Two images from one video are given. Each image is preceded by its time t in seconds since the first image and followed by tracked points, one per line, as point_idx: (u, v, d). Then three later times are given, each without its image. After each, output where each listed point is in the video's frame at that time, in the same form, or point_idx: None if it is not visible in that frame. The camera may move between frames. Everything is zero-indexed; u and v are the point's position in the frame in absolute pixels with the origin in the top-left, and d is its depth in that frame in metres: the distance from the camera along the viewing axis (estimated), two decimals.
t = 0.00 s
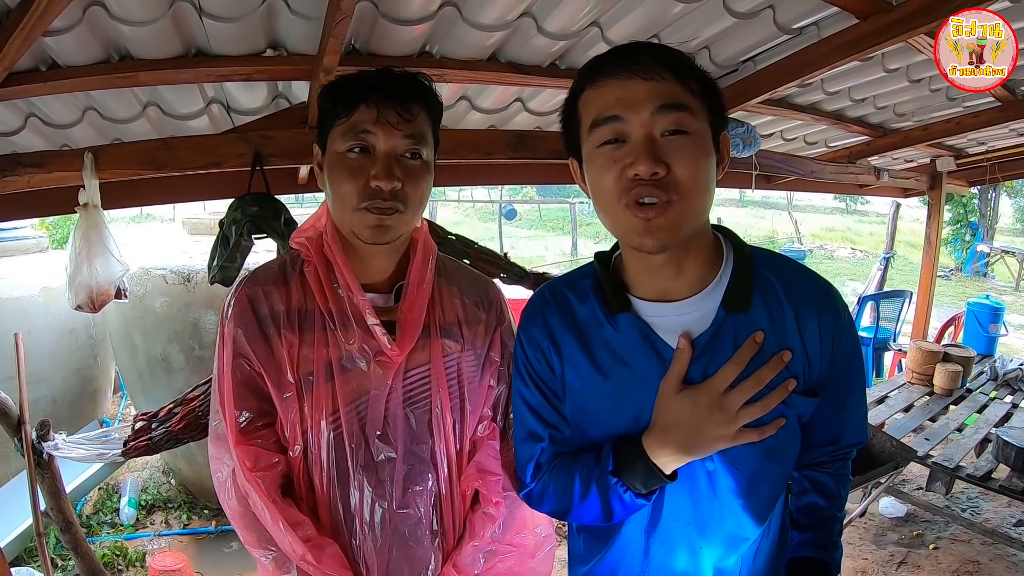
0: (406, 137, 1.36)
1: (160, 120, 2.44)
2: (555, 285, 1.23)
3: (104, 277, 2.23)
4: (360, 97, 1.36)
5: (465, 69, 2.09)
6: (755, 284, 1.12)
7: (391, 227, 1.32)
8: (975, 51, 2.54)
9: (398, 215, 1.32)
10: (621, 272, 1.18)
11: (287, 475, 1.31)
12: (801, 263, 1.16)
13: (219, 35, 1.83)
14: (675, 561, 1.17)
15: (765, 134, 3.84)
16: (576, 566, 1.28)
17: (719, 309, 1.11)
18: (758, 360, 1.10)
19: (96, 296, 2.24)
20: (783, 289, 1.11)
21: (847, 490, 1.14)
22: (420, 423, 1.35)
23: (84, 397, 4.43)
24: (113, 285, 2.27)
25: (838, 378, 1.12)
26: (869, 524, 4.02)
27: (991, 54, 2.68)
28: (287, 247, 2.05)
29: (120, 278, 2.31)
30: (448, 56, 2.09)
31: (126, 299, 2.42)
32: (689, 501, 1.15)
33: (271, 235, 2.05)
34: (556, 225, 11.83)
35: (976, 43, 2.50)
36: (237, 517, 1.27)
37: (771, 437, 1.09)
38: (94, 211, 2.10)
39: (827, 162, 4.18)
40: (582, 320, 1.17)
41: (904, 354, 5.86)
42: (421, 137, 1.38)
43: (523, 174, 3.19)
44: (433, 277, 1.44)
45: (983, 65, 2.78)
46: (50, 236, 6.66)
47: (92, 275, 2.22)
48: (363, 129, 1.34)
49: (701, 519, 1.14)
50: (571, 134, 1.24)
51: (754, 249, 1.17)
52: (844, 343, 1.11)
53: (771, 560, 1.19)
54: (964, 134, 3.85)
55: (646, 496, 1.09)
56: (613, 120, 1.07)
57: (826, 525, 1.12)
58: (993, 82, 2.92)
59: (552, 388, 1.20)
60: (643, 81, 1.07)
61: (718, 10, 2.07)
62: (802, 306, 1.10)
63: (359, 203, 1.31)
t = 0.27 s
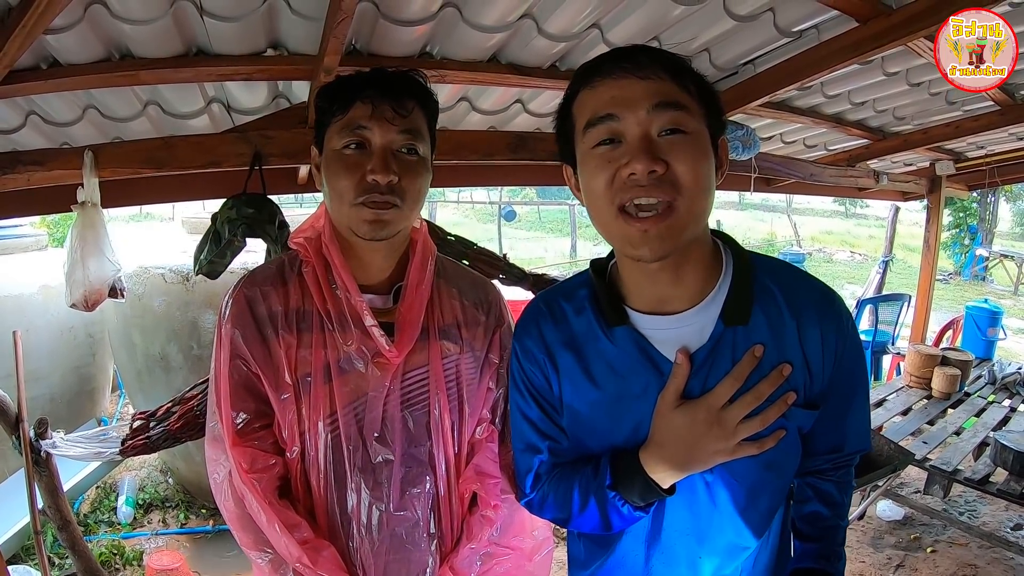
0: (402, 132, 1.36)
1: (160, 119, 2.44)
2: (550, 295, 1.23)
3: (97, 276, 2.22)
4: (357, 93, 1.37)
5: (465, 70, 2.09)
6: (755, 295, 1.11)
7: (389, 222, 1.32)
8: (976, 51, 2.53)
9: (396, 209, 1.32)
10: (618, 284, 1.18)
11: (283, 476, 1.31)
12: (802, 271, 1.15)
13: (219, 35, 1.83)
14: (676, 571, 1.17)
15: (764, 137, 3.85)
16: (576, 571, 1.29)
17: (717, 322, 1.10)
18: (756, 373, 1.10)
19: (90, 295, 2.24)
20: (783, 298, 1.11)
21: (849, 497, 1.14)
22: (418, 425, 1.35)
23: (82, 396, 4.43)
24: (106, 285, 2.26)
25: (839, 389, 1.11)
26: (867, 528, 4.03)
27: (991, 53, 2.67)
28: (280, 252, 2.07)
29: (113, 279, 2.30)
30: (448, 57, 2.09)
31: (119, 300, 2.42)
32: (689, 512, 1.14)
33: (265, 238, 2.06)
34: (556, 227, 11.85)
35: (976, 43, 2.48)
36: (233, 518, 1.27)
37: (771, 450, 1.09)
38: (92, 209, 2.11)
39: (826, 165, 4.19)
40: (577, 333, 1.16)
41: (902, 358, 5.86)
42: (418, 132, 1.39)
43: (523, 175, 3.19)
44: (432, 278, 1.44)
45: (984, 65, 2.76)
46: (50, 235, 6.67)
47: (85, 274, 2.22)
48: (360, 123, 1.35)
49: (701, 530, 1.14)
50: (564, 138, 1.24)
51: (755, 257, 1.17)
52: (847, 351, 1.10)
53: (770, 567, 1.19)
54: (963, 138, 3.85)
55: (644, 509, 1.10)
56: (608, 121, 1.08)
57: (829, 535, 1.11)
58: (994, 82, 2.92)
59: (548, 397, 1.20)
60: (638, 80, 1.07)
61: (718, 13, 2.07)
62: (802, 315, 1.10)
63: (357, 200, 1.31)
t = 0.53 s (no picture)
0: (400, 130, 1.36)
1: (160, 117, 2.44)
2: (548, 297, 1.23)
3: (93, 273, 2.22)
4: (353, 91, 1.37)
5: (465, 70, 2.09)
6: (755, 298, 1.11)
7: (387, 222, 1.33)
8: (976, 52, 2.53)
9: (394, 209, 1.33)
10: (616, 287, 1.17)
11: (281, 476, 1.31)
12: (801, 272, 1.15)
13: (220, 33, 1.83)
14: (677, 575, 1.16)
15: (764, 139, 3.85)
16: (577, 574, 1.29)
17: (716, 326, 1.10)
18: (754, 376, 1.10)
19: (87, 292, 2.24)
20: (782, 301, 1.11)
21: (851, 499, 1.14)
22: (416, 425, 1.35)
23: (80, 394, 4.43)
24: (102, 282, 2.26)
25: (839, 392, 1.11)
26: (866, 529, 4.03)
27: (991, 54, 2.67)
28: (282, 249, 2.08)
29: (110, 276, 2.29)
30: (449, 57, 2.09)
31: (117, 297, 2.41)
32: (689, 515, 1.14)
33: (268, 236, 2.07)
34: (555, 228, 11.86)
35: (976, 44, 2.49)
36: (230, 517, 1.27)
37: (770, 454, 1.09)
38: (90, 207, 2.10)
39: (826, 166, 4.19)
40: (575, 335, 1.16)
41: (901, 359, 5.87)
42: (415, 130, 1.39)
43: (522, 175, 3.19)
44: (431, 278, 1.44)
45: (983, 66, 2.77)
46: (49, 233, 6.66)
47: (82, 272, 2.21)
48: (357, 122, 1.35)
49: (701, 533, 1.14)
50: (559, 140, 1.24)
51: (755, 259, 1.17)
52: (847, 354, 1.10)
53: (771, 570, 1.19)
54: (962, 140, 3.86)
55: (642, 513, 1.10)
56: (603, 126, 1.07)
57: (832, 538, 1.11)
58: (994, 83, 2.92)
59: (546, 400, 1.20)
60: (633, 84, 1.06)
61: (719, 14, 2.07)
62: (802, 318, 1.10)
63: (355, 202, 1.31)
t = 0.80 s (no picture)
0: (399, 130, 1.36)
1: (159, 115, 2.43)
2: (546, 296, 1.23)
3: (94, 271, 2.22)
4: (353, 90, 1.37)
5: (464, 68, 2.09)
6: (754, 297, 1.11)
7: (386, 222, 1.33)
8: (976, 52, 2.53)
9: (393, 209, 1.33)
10: (614, 286, 1.17)
11: (279, 471, 1.31)
12: (801, 272, 1.15)
13: (219, 31, 1.83)
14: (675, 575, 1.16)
15: (763, 138, 3.86)
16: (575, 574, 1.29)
17: (714, 326, 1.10)
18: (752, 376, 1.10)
19: (87, 291, 2.23)
20: (781, 300, 1.11)
21: (849, 498, 1.14)
22: (414, 421, 1.35)
23: (79, 392, 4.42)
24: (103, 280, 2.26)
25: (837, 392, 1.11)
26: (864, 528, 4.03)
27: (991, 54, 2.67)
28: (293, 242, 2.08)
29: (110, 273, 2.29)
30: (448, 56, 2.09)
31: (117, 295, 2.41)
32: (687, 514, 1.14)
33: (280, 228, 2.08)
34: (554, 227, 11.85)
35: (976, 44, 2.49)
36: (229, 512, 1.27)
37: (768, 453, 1.09)
38: (89, 205, 2.10)
39: (825, 166, 4.19)
40: (573, 334, 1.16)
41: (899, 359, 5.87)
42: (415, 130, 1.38)
43: (521, 174, 3.19)
44: (429, 276, 1.44)
45: (983, 66, 2.77)
46: (48, 231, 6.65)
47: (82, 270, 2.21)
48: (357, 122, 1.34)
49: (699, 532, 1.14)
50: (557, 140, 1.24)
51: (753, 258, 1.17)
52: (845, 354, 1.10)
53: (769, 570, 1.19)
54: (961, 140, 3.86)
55: (640, 512, 1.10)
56: (601, 127, 1.07)
57: (830, 536, 1.11)
58: (993, 83, 2.92)
59: (544, 399, 1.20)
60: (631, 84, 1.06)
61: (719, 13, 2.07)
62: (800, 318, 1.10)
63: (354, 202, 1.31)
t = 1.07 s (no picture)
0: (398, 131, 1.36)
1: (159, 113, 2.43)
2: (546, 297, 1.23)
3: (95, 270, 2.22)
4: (351, 90, 1.36)
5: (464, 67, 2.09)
6: (753, 298, 1.11)
7: (385, 222, 1.33)
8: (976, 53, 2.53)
9: (391, 209, 1.33)
10: (613, 287, 1.17)
11: (279, 466, 1.31)
12: (801, 272, 1.15)
13: (219, 30, 1.83)
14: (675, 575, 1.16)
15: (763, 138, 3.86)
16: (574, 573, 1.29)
17: (713, 327, 1.10)
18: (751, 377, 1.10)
19: (89, 290, 2.23)
20: (780, 300, 1.11)
21: (848, 498, 1.14)
22: (412, 416, 1.35)
23: (78, 391, 4.42)
24: (105, 278, 2.26)
25: (837, 393, 1.11)
26: (863, 528, 4.03)
27: (991, 55, 2.68)
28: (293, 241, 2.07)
29: (112, 272, 2.29)
30: (449, 55, 2.08)
31: (118, 293, 2.41)
32: (686, 514, 1.14)
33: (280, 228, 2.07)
34: (553, 226, 11.85)
35: (976, 44, 2.49)
36: (229, 507, 1.27)
37: (767, 453, 1.09)
38: (90, 203, 2.10)
39: (825, 166, 4.20)
40: (573, 335, 1.16)
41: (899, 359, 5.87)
42: (414, 130, 1.38)
43: (521, 173, 3.18)
44: (428, 272, 1.44)
45: (983, 66, 2.77)
46: (47, 229, 6.65)
47: (84, 269, 2.21)
48: (355, 122, 1.34)
49: (698, 532, 1.14)
50: (556, 139, 1.24)
51: (753, 258, 1.17)
52: (845, 355, 1.10)
53: (768, 570, 1.19)
54: (961, 140, 3.86)
55: (639, 512, 1.10)
56: (599, 127, 1.07)
57: (829, 536, 1.11)
58: (994, 83, 2.92)
59: (544, 398, 1.20)
60: (630, 85, 1.06)
61: (719, 12, 2.07)
62: (800, 319, 1.10)
63: (354, 202, 1.31)
